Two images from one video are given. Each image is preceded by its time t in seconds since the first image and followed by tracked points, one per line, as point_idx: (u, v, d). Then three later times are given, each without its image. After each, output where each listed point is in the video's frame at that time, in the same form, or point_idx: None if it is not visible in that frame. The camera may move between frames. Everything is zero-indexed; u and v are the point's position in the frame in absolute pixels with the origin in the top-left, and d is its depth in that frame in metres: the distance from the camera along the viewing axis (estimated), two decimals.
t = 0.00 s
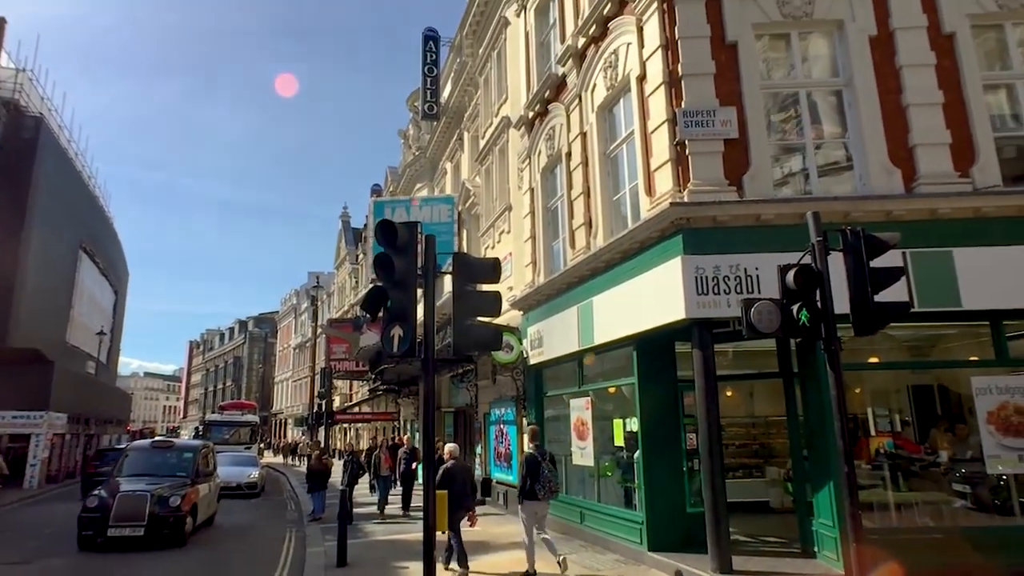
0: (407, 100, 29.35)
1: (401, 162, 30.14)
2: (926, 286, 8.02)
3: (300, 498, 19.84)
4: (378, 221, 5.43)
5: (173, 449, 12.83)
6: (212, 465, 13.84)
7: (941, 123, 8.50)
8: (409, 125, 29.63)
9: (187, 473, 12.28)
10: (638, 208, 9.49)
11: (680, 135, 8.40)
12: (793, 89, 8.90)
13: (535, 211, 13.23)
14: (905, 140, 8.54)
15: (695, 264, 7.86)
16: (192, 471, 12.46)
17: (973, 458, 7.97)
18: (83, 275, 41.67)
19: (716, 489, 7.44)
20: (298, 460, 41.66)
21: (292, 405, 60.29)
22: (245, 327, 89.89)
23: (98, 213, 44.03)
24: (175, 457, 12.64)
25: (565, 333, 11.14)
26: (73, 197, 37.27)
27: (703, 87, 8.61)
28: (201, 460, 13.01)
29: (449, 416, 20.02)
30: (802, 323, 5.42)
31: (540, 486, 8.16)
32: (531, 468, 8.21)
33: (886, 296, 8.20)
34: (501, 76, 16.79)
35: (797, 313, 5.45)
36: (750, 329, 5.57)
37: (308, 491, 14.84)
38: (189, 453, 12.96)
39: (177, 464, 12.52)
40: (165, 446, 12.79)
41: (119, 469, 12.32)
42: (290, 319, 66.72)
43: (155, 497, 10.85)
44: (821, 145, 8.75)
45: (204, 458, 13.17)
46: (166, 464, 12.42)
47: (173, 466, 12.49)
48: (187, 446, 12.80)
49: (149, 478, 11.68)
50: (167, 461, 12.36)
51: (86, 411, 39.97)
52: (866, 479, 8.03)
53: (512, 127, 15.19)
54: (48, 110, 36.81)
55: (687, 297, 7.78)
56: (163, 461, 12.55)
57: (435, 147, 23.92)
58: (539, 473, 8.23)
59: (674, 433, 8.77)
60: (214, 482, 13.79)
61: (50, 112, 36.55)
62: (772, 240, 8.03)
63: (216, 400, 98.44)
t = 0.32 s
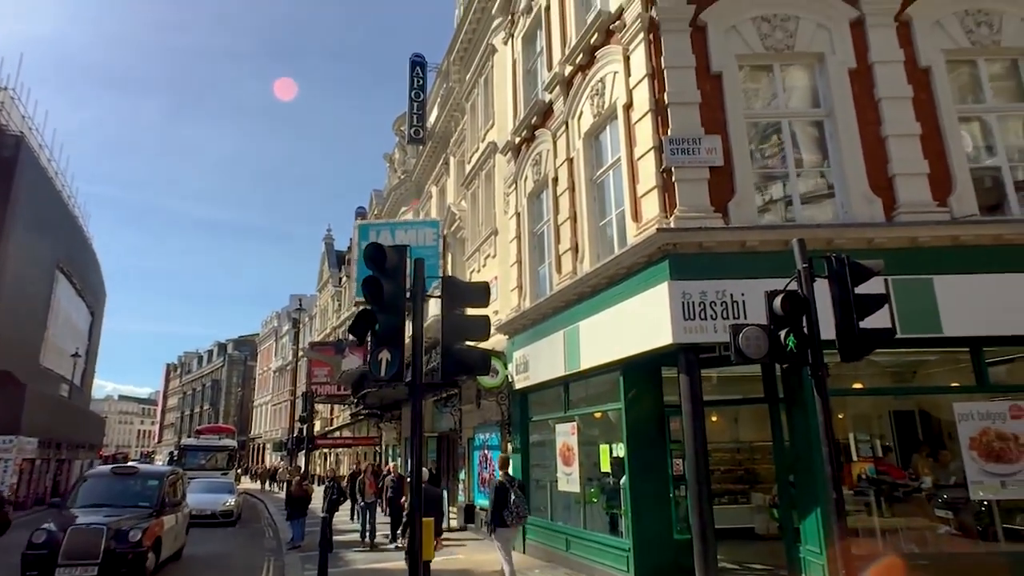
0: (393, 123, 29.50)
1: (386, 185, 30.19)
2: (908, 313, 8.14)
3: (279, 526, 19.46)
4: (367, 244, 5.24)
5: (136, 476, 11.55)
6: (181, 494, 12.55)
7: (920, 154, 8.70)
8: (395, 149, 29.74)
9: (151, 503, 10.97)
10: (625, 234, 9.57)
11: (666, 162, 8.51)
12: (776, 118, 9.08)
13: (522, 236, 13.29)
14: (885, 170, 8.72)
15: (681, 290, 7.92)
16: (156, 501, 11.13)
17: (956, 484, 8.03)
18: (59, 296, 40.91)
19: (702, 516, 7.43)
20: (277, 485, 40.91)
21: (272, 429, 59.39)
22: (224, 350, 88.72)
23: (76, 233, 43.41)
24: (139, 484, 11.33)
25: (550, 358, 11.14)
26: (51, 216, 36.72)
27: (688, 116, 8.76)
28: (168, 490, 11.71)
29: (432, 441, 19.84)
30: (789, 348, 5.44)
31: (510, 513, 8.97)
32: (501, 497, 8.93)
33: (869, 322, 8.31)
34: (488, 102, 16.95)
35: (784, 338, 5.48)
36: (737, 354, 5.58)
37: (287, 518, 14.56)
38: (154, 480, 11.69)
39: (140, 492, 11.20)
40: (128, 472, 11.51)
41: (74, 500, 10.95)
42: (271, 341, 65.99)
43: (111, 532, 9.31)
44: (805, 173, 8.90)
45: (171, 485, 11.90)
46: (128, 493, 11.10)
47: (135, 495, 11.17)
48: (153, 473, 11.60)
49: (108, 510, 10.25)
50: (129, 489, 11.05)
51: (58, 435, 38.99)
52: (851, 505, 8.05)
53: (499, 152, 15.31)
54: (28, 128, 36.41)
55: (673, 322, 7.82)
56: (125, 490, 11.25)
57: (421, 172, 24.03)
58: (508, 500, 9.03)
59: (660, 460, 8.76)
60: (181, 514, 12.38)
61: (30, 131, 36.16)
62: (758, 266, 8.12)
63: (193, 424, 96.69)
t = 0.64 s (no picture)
0: (380, 150, 29.62)
1: (372, 212, 30.24)
2: (892, 341, 8.22)
3: (256, 557, 18.97)
4: (355, 269, 5.11)
5: (93, 507, 10.34)
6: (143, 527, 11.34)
7: (900, 186, 8.87)
8: (381, 175, 29.83)
9: (107, 538, 9.69)
10: (612, 261, 9.61)
11: (653, 191, 8.60)
12: (760, 149, 9.22)
13: (508, 262, 13.31)
14: (867, 200, 8.87)
15: (668, 317, 7.94)
16: (114, 535, 9.86)
17: (943, 513, 8.03)
18: (35, 320, 40.17)
19: (691, 546, 7.34)
20: (254, 515, 39.99)
21: (251, 457, 58.32)
22: (203, 376, 87.40)
23: (55, 256, 42.83)
24: (96, 517, 10.12)
25: (536, 385, 11.08)
26: (30, 238, 36.22)
27: (674, 145, 8.88)
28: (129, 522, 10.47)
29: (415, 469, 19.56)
30: (777, 376, 5.45)
31: (481, 541, 9.41)
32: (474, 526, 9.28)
33: (854, 350, 8.38)
34: (475, 130, 17.10)
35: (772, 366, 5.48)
36: (726, 382, 5.56)
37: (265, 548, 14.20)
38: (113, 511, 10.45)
39: (96, 525, 9.96)
40: (83, 502, 10.31)
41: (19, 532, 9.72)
42: (251, 367, 65.14)
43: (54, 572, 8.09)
44: (789, 203, 9.02)
45: (132, 517, 10.65)
46: (82, 527, 9.87)
47: (91, 528, 9.93)
48: (112, 504, 10.38)
49: (56, 546, 9.04)
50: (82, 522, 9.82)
51: (29, 463, 37.83)
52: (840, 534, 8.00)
53: (486, 179, 15.40)
54: (9, 151, 36.09)
55: (661, 349, 7.82)
56: (79, 523, 10.03)
57: (407, 198, 24.11)
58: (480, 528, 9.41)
59: (647, 488, 8.68)
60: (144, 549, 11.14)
61: (11, 152, 35.84)
62: (744, 294, 8.18)
63: (169, 451, 94.70)
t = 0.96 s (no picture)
0: (370, 172, 29.67)
1: (361, 234, 30.18)
2: (882, 365, 8.24)
3: None
4: (345, 290, 4.98)
5: (45, 535, 8.79)
6: (109, 557, 9.77)
7: (886, 211, 8.96)
8: (371, 197, 29.84)
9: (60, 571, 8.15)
10: (602, 284, 9.61)
11: (644, 214, 8.64)
12: (749, 173, 9.29)
13: (498, 285, 13.29)
14: (854, 225, 8.95)
15: (659, 340, 7.93)
16: (69, 568, 8.29)
17: (935, 538, 7.97)
18: (16, 340, 39.47)
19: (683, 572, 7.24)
20: (236, 542, 39.15)
21: (233, 482, 57.32)
22: (186, 398, 86.20)
23: (38, 275, 42.27)
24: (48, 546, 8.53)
25: (526, 408, 10.99)
26: (13, 257, 35.73)
27: (665, 169, 8.94)
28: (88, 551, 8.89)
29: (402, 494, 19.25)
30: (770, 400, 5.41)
31: (453, 569, 9.36)
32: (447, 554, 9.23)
33: (844, 374, 8.39)
34: (466, 153, 17.17)
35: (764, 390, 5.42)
36: (719, 406, 5.49)
37: None
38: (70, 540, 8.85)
39: (48, 556, 8.38)
40: (34, 529, 8.77)
41: None
42: (236, 389, 64.34)
43: None
44: (778, 226, 9.07)
45: (94, 547, 9.09)
46: (35, 557, 8.27)
47: (42, 560, 8.36)
48: (70, 532, 8.85)
49: None
50: (32, 552, 8.28)
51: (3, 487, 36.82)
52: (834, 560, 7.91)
53: (476, 201, 15.43)
54: None
55: (652, 373, 7.78)
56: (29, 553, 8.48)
57: (397, 221, 24.12)
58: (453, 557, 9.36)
59: (637, 513, 8.59)
60: None
61: None
62: (735, 318, 8.18)
63: (150, 476, 92.95)
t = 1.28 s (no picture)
0: (356, 196, 29.68)
1: (346, 257, 30.06)
2: (867, 391, 8.26)
3: None
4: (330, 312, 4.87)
5: None
6: None
7: (869, 238, 9.07)
8: (357, 220, 29.76)
9: None
10: (589, 308, 9.59)
11: (631, 239, 8.68)
12: (734, 199, 9.37)
13: (484, 308, 13.24)
14: (838, 252, 9.03)
15: (646, 364, 7.90)
16: None
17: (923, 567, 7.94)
18: None
19: None
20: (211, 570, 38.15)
21: (211, 508, 56.11)
22: (165, 422, 84.68)
23: (16, 295, 41.59)
24: None
25: (511, 433, 10.88)
26: None
27: (652, 194, 9.00)
28: None
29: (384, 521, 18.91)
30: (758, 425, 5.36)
31: None
32: None
33: (830, 400, 8.39)
34: (453, 177, 17.23)
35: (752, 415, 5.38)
36: (707, 431, 5.44)
37: None
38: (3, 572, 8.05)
39: None
40: None
41: None
42: (216, 413, 63.34)
43: None
44: (763, 252, 9.13)
45: None
46: None
47: None
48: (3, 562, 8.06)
49: None
50: None
51: None
52: None
53: (463, 225, 15.44)
54: None
55: (639, 398, 7.74)
56: None
57: (382, 244, 24.06)
58: None
59: (623, 541, 8.47)
60: None
61: None
62: (721, 343, 8.19)
63: (124, 502, 90.80)
